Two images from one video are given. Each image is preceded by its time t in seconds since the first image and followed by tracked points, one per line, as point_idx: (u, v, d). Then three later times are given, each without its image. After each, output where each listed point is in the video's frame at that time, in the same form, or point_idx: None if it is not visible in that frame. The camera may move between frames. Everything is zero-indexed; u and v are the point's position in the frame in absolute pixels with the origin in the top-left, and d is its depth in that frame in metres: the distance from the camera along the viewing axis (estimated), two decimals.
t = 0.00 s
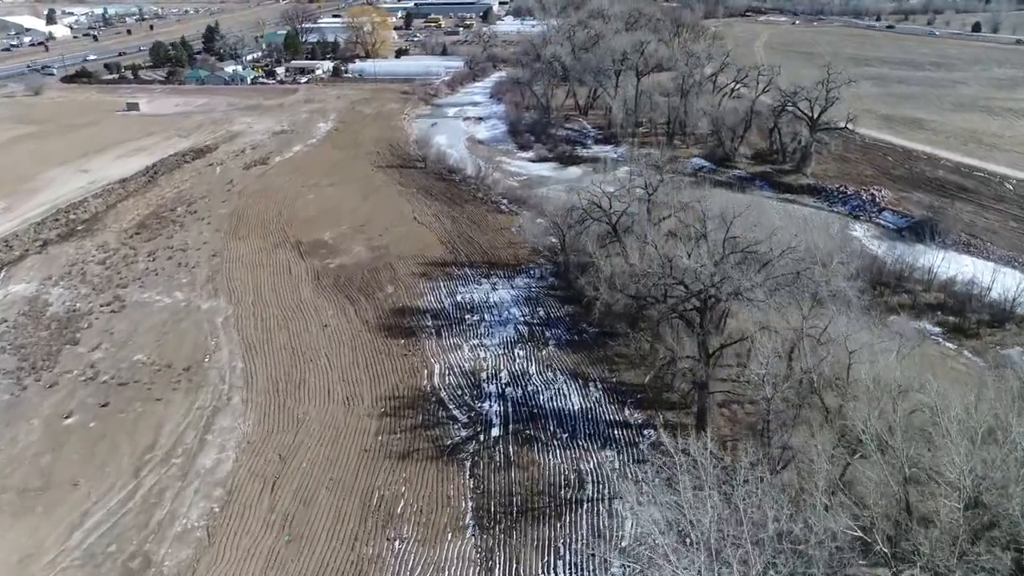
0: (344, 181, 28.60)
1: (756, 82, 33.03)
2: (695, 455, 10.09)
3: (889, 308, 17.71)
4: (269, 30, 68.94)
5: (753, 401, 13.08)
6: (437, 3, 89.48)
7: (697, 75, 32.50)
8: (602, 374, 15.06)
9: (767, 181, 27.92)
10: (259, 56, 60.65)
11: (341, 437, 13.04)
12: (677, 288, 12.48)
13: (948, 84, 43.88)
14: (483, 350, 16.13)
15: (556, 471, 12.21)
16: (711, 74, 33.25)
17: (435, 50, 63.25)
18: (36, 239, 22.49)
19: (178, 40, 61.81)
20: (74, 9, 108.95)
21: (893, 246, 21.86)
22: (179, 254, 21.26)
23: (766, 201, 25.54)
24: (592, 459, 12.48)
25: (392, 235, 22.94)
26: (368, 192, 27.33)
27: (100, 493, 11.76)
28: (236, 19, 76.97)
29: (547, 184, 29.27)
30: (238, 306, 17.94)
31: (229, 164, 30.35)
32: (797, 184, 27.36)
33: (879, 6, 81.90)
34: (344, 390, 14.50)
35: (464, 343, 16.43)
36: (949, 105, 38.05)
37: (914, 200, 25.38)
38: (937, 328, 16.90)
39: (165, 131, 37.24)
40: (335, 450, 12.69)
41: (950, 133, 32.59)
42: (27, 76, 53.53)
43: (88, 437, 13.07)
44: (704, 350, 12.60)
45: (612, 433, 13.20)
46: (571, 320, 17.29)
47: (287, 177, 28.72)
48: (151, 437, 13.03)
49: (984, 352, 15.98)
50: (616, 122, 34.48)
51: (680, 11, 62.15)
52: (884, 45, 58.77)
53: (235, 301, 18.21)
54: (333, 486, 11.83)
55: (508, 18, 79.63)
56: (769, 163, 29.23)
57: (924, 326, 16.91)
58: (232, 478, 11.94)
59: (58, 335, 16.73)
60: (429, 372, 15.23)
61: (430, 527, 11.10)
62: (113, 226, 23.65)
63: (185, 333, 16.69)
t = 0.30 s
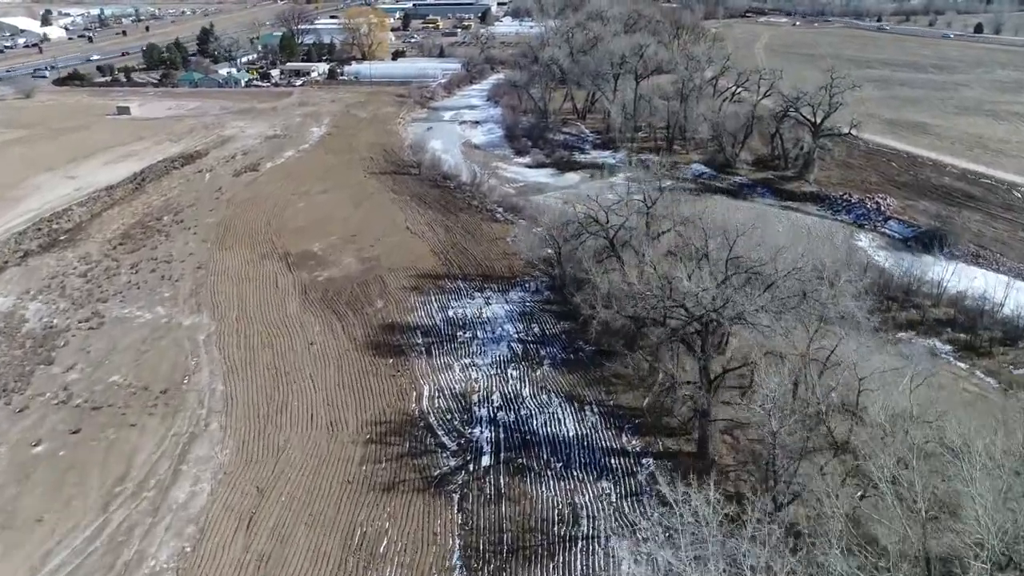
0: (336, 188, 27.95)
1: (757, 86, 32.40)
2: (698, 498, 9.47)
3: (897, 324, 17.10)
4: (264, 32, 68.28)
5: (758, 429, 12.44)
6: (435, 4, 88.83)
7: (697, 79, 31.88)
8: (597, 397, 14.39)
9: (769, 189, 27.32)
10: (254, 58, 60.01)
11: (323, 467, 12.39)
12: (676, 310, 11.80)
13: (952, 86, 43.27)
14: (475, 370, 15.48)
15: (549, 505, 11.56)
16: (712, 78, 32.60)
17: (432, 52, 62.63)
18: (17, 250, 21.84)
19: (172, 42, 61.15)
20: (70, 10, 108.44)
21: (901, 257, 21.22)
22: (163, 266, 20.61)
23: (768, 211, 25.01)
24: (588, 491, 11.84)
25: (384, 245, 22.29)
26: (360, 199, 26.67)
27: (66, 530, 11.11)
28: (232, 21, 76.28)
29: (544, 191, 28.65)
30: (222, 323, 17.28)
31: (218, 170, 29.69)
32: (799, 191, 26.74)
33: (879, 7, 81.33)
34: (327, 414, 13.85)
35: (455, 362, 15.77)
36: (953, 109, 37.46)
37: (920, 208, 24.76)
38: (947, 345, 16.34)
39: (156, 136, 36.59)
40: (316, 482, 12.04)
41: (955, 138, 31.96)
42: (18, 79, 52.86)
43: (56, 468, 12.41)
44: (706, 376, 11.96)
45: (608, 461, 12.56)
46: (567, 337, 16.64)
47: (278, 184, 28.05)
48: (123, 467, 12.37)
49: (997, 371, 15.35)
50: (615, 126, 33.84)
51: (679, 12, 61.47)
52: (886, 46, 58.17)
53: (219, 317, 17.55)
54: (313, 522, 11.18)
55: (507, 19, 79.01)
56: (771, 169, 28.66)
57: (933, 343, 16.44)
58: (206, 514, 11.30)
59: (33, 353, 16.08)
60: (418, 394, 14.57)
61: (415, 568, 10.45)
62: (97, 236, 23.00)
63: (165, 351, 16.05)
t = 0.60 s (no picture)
0: (328, 195, 27.28)
1: (759, 90, 31.73)
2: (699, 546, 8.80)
3: (906, 342, 16.44)
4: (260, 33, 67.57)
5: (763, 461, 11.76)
6: (433, 5, 88.15)
7: (698, 82, 31.20)
8: (594, 422, 13.72)
9: (771, 196, 26.66)
10: (249, 60, 59.32)
11: (303, 501, 11.72)
12: (677, 336, 11.13)
13: (956, 89, 42.60)
14: (466, 393, 14.78)
15: (541, 544, 10.88)
16: (712, 81, 31.86)
17: (430, 53, 61.95)
18: None
19: (166, 44, 60.45)
20: (66, 11, 107.73)
21: (909, 270, 20.59)
22: (145, 279, 19.93)
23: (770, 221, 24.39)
24: (583, 529, 11.16)
25: (375, 256, 21.62)
26: (352, 208, 26.00)
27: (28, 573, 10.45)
28: (228, 22, 75.55)
29: (541, 198, 28.00)
30: (203, 341, 16.61)
31: (208, 177, 29.00)
32: (802, 199, 26.08)
33: (881, 8, 80.74)
34: (310, 441, 13.17)
35: (445, 383, 15.09)
36: (958, 113, 36.80)
37: (928, 217, 24.09)
38: (959, 364, 15.68)
39: (145, 141, 35.90)
40: (295, 517, 11.37)
41: (961, 143, 31.29)
42: (9, 82, 52.13)
43: (21, 502, 11.74)
44: (708, 405, 11.30)
45: (605, 494, 11.87)
46: (563, 356, 15.96)
47: (268, 191, 27.35)
48: (90, 502, 11.70)
49: (1012, 393, 14.68)
50: (613, 131, 33.17)
51: (679, 13, 60.79)
52: (888, 48, 57.53)
53: (200, 335, 16.88)
54: (290, 562, 10.50)
55: (505, 20, 78.30)
56: (773, 176, 28.05)
57: (944, 362, 15.80)
58: (176, 555, 10.64)
59: (4, 374, 15.41)
60: (406, 420, 13.89)
61: None
62: (79, 247, 22.33)
63: (142, 372, 15.41)
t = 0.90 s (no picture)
0: (319, 203, 26.60)
1: (761, 95, 31.07)
2: None
3: (916, 362, 15.77)
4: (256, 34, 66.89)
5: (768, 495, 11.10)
6: (431, 6, 87.52)
7: (698, 87, 30.55)
8: (590, 450, 13.04)
9: (774, 204, 26.02)
10: (244, 62, 58.63)
11: (281, 539, 11.05)
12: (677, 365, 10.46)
13: (960, 92, 41.97)
14: (456, 417, 14.10)
15: None
16: (713, 85, 31.20)
17: (427, 55, 61.29)
18: None
19: (160, 46, 59.74)
20: (62, 11, 107.03)
21: (917, 283, 19.96)
22: (126, 292, 19.28)
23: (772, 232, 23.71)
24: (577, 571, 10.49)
25: (365, 268, 20.95)
26: (343, 216, 25.33)
27: None
28: (223, 23, 74.86)
29: (538, 206, 27.36)
30: (183, 361, 15.93)
31: (196, 184, 28.34)
32: (806, 207, 25.42)
33: (882, 9, 80.22)
34: (290, 472, 12.49)
35: (434, 407, 14.42)
36: (963, 116, 36.17)
37: (935, 226, 23.44)
38: (972, 386, 15.01)
39: (135, 146, 35.21)
40: (272, 557, 10.70)
41: (967, 148, 30.62)
42: None
43: None
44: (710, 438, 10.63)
45: (601, 531, 11.20)
46: (558, 377, 15.28)
47: (258, 199, 26.68)
48: (55, 541, 11.04)
49: None
50: (612, 136, 32.50)
51: (679, 15, 59.96)
52: (890, 50, 56.91)
53: (181, 354, 16.20)
54: None
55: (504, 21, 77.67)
56: (775, 183, 27.41)
57: (956, 383, 15.13)
58: None
59: None
60: (393, 447, 13.21)
61: None
62: (61, 258, 21.66)
63: (118, 395, 14.76)
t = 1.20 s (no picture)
0: (309, 211, 25.91)
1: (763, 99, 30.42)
2: None
3: (927, 383, 15.10)
4: (252, 36, 66.28)
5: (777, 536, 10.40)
6: (429, 6, 86.90)
7: (698, 91, 29.91)
8: (586, 481, 12.34)
9: (777, 213, 25.36)
10: (240, 64, 57.99)
11: None
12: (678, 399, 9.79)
13: (965, 96, 41.29)
14: (446, 444, 13.43)
15: None
16: (714, 90, 30.56)
17: (424, 56, 60.67)
18: None
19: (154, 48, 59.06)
20: (59, 11, 106.49)
21: (926, 298, 19.33)
22: (107, 308, 18.60)
23: (776, 243, 23.03)
24: None
25: (356, 281, 20.26)
26: (334, 226, 24.63)
27: None
28: (220, 24, 74.29)
29: (535, 214, 26.70)
30: (162, 382, 15.27)
31: (185, 192, 27.67)
32: (810, 217, 24.73)
33: (883, 9, 79.68)
34: (269, 506, 11.83)
35: (423, 433, 13.75)
36: (968, 121, 35.52)
37: (942, 236, 22.75)
38: (986, 410, 14.32)
39: (124, 151, 34.56)
40: None
41: (974, 154, 29.95)
42: None
43: None
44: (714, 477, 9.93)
45: (597, 573, 10.53)
46: (553, 400, 14.60)
47: (247, 207, 25.99)
48: None
49: None
50: (610, 142, 31.83)
51: (679, 16, 59.33)
52: (892, 51, 56.26)
53: (160, 374, 15.55)
54: None
55: (503, 22, 77.01)
56: (777, 191, 26.77)
57: (970, 407, 14.44)
58: None
59: None
60: (378, 478, 12.55)
61: None
62: (41, 271, 21.01)
63: (91, 421, 14.08)
